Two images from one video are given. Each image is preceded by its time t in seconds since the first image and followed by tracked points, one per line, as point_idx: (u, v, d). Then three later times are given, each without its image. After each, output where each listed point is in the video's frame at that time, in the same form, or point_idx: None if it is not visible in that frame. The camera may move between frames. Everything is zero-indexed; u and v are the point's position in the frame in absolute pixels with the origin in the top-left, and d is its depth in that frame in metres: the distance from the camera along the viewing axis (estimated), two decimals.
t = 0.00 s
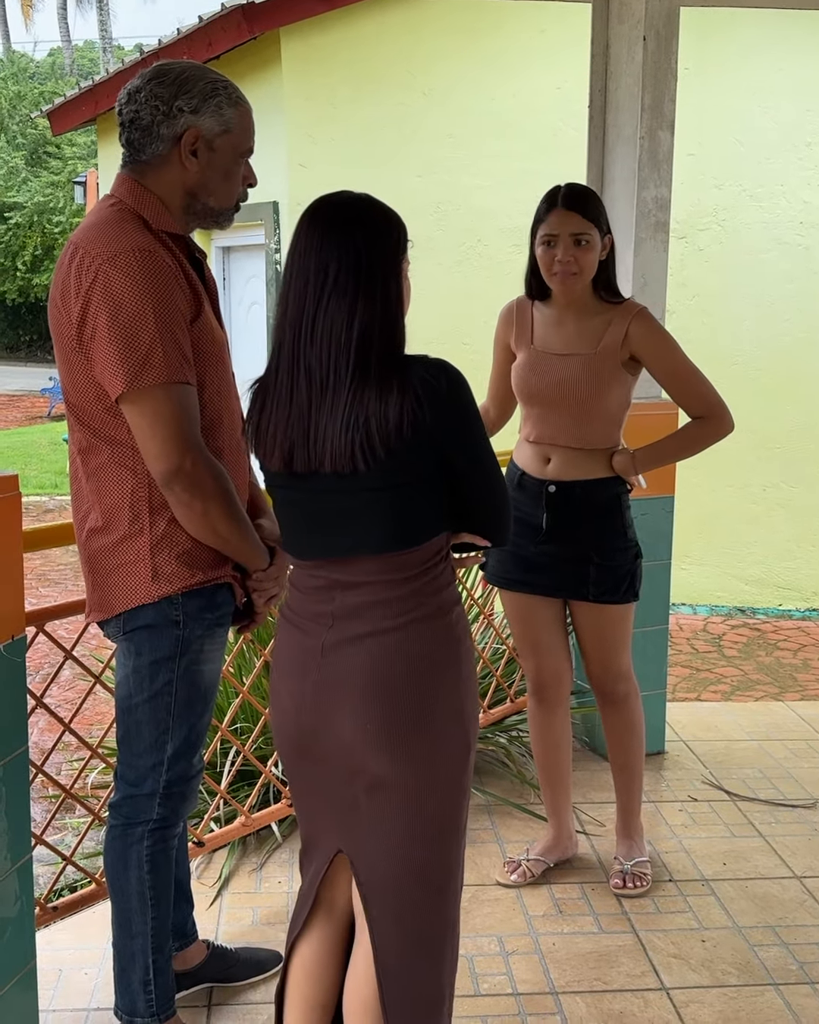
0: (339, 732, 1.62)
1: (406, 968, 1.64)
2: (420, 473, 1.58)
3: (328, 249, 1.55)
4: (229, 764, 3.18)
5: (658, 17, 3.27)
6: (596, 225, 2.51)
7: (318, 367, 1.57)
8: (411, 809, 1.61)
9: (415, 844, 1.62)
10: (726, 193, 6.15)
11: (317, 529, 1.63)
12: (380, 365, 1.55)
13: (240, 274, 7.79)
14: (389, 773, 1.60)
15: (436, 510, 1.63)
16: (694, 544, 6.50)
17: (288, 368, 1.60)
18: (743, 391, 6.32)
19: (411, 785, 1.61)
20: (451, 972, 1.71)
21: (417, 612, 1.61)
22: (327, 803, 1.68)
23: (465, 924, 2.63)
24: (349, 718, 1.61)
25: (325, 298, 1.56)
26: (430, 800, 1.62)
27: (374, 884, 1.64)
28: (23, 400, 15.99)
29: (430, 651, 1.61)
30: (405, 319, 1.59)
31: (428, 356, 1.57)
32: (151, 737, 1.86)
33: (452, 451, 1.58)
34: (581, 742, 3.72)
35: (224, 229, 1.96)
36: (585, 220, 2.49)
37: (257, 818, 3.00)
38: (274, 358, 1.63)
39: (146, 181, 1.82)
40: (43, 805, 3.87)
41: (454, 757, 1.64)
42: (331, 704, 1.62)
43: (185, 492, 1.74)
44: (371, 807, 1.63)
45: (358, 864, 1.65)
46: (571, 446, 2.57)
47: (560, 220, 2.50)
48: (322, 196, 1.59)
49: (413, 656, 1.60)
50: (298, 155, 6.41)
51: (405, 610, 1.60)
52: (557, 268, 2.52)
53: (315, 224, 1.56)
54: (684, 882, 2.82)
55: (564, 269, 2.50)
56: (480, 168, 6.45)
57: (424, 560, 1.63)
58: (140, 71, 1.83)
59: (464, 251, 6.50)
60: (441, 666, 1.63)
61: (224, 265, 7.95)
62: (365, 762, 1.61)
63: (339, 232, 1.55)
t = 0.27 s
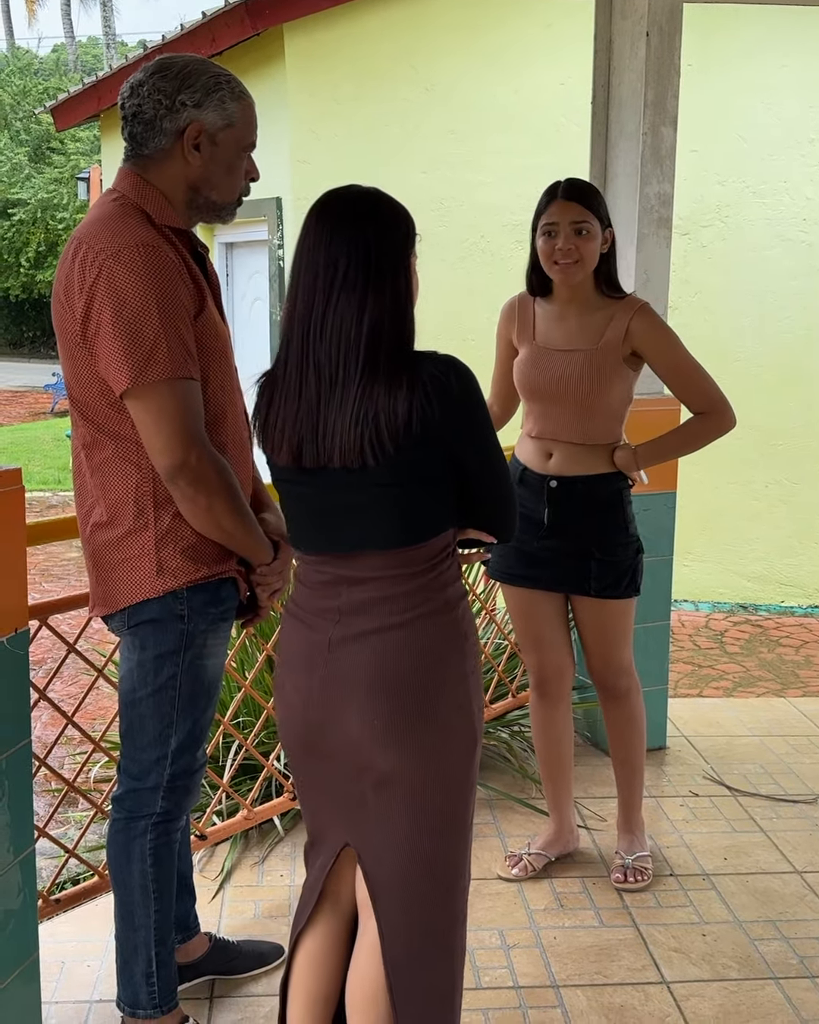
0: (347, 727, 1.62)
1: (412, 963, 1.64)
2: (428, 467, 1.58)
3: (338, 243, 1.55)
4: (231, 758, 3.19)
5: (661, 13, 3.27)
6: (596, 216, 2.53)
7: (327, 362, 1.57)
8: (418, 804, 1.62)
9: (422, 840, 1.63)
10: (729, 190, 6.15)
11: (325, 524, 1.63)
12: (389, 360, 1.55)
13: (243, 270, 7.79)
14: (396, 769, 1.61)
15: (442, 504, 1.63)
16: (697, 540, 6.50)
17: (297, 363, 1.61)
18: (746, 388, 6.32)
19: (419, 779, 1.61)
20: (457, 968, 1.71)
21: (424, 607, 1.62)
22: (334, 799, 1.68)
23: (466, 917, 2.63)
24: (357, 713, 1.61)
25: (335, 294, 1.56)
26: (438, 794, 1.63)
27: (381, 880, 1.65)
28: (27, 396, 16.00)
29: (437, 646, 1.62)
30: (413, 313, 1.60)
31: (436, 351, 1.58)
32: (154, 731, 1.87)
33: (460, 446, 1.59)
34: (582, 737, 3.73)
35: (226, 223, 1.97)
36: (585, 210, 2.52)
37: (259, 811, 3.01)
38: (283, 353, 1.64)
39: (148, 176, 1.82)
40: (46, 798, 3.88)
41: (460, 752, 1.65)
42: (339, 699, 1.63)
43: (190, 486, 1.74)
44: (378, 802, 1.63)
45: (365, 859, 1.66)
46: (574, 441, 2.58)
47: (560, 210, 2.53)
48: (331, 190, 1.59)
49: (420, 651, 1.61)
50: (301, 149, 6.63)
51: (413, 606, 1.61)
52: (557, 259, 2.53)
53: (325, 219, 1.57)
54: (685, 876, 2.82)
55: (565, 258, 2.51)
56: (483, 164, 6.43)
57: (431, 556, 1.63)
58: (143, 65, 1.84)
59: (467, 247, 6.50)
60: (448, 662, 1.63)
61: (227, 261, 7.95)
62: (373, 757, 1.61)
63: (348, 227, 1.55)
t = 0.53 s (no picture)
0: (353, 721, 1.63)
1: (417, 955, 1.65)
2: (437, 463, 1.59)
3: (348, 238, 1.56)
4: (234, 752, 3.21)
5: (665, 10, 3.27)
6: (601, 211, 2.54)
7: (337, 358, 1.58)
8: (424, 799, 1.63)
9: (427, 832, 1.64)
10: (732, 187, 6.15)
11: (332, 519, 1.64)
12: (399, 356, 1.56)
13: (246, 266, 7.80)
14: (403, 762, 1.62)
15: (451, 500, 1.64)
16: (699, 537, 6.51)
17: (306, 359, 1.61)
18: (749, 385, 6.32)
19: (425, 773, 1.62)
20: (461, 961, 1.72)
21: (431, 602, 1.63)
22: (340, 793, 1.69)
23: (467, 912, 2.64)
24: (363, 707, 1.62)
25: (346, 288, 1.57)
26: (443, 788, 1.63)
27: (385, 872, 1.65)
28: (30, 392, 16.00)
29: (443, 641, 1.63)
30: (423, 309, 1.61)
31: (446, 348, 1.59)
32: (158, 725, 1.88)
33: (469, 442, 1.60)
34: (583, 733, 3.74)
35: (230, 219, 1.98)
36: (590, 204, 2.53)
37: (261, 805, 3.02)
38: (293, 348, 1.64)
39: (153, 171, 1.83)
40: (49, 792, 3.89)
41: (466, 746, 1.66)
42: (345, 693, 1.64)
43: (195, 482, 1.75)
44: (384, 796, 1.64)
45: (370, 852, 1.66)
46: (574, 436, 2.59)
47: (566, 204, 2.53)
48: (341, 186, 1.60)
49: (426, 646, 1.62)
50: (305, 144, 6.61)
51: (419, 601, 1.62)
52: (561, 253, 2.54)
53: (335, 214, 1.57)
54: (685, 871, 2.83)
55: (569, 251, 2.52)
56: (487, 161, 6.44)
57: (438, 551, 1.64)
58: (147, 60, 1.84)
59: (470, 244, 6.51)
60: (453, 657, 1.64)
61: (230, 257, 7.96)
62: (379, 751, 1.62)
63: (360, 223, 1.56)
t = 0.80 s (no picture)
0: (357, 715, 1.64)
1: (419, 948, 1.66)
2: (443, 458, 1.60)
3: (357, 233, 1.56)
4: (233, 747, 3.21)
5: (667, 7, 3.27)
6: (602, 205, 2.54)
7: (345, 353, 1.58)
8: (428, 793, 1.64)
9: (430, 827, 1.64)
10: (734, 184, 6.15)
11: (337, 514, 1.65)
12: (405, 352, 1.56)
13: (248, 262, 7.80)
14: (407, 757, 1.62)
15: (456, 496, 1.65)
16: (699, 535, 6.51)
17: (314, 353, 1.61)
18: (750, 383, 6.32)
19: (429, 768, 1.63)
20: (462, 955, 1.72)
21: (435, 597, 1.63)
22: (343, 787, 1.69)
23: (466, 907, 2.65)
24: (367, 702, 1.63)
25: (354, 284, 1.57)
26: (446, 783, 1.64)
27: (388, 867, 1.66)
28: (30, 387, 16.01)
29: (446, 637, 1.64)
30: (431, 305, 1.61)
31: (454, 344, 1.59)
32: (159, 721, 1.88)
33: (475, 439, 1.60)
34: (582, 729, 3.74)
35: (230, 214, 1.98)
36: (591, 199, 2.53)
37: (261, 799, 3.03)
38: (301, 343, 1.64)
39: (152, 165, 1.84)
40: (48, 786, 3.90)
41: (468, 741, 1.67)
42: (350, 687, 1.64)
43: (195, 479, 1.75)
44: (387, 790, 1.64)
45: (373, 846, 1.67)
46: (574, 433, 2.59)
47: (567, 198, 2.53)
48: (350, 181, 1.60)
49: (430, 641, 1.62)
50: (307, 142, 6.58)
51: (423, 596, 1.62)
52: (562, 247, 2.54)
53: (344, 209, 1.57)
54: (684, 867, 2.84)
55: (570, 245, 2.52)
56: (489, 157, 6.44)
57: (443, 547, 1.65)
58: (149, 54, 1.85)
59: (472, 240, 6.51)
60: (457, 653, 1.65)
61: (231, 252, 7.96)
62: (383, 745, 1.63)
63: (369, 219, 1.56)
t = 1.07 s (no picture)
0: (361, 711, 1.63)
1: (420, 945, 1.66)
2: (447, 455, 1.59)
3: (365, 228, 1.56)
4: (232, 743, 3.21)
5: (668, 3, 3.26)
6: (599, 205, 2.54)
7: (352, 349, 1.57)
8: (431, 789, 1.63)
9: (432, 823, 1.64)
10: (735, 182, 6.14)
11: (341, 510, 1.64)
12: (412, 349, 1.56)
13: (248, 257, 7.79)
14: (410, 753, 1.62)
15: (460, 492, 1.64)
16: (698, 532, 6.51)
17: (319, 349, 1.61)
18: (749, 380, 6.32)
19: (431, 763, 1.63)
20: (462, 952, 1.72)
21: (439, 593, 1.63)
22: (345, 784, 1.69)
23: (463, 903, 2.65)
24: (371, 698, 1.62)
25: (361, 279, 1.56)
26: (449, 779, 1.64)
27: (389, 864, 1.65)
28: (28, 382, 15.99)
29: (451, 634, 1.63)
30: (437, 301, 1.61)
31: (461, 342, 1.59)
32: (156, 718, 1.88)
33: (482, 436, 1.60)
34: (581, 726, 3.74)
35: (223, 218, 1.96)
36: (588, 199, 2.53)
37: (259, 795, 3.02)
38: (307, 338, 1.64)
39: (147, 156, 1.83)
40: (46, 781, 3.89)
41: (471, 738, 1.67)
42: (354, 683, 1.64)
43: (193, 476, 1.75)
44: (390, 786, 1.64)
45: (375, 841, 1.66)
46: (574, 432, 2.59)
47: (564, 198, 2.53)
48: (358, 176, 1.60)
49: (434, 637, 1.62)
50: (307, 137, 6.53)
51: (427, 593, 1.62)
52: (560, 247, 2.53)
53: (351, 205, 1.57)
54: (681, 864, 2.84)
55: (568, 246, 2.52)
56: (489, 154, 6.43)
57: (448, 544, 1.64)
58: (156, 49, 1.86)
59: (472, 237, 6.50)
60: (460, 650, 1.65)
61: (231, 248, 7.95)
62: (386, 742, 1.62)
63: (377, 216, 1.55)
